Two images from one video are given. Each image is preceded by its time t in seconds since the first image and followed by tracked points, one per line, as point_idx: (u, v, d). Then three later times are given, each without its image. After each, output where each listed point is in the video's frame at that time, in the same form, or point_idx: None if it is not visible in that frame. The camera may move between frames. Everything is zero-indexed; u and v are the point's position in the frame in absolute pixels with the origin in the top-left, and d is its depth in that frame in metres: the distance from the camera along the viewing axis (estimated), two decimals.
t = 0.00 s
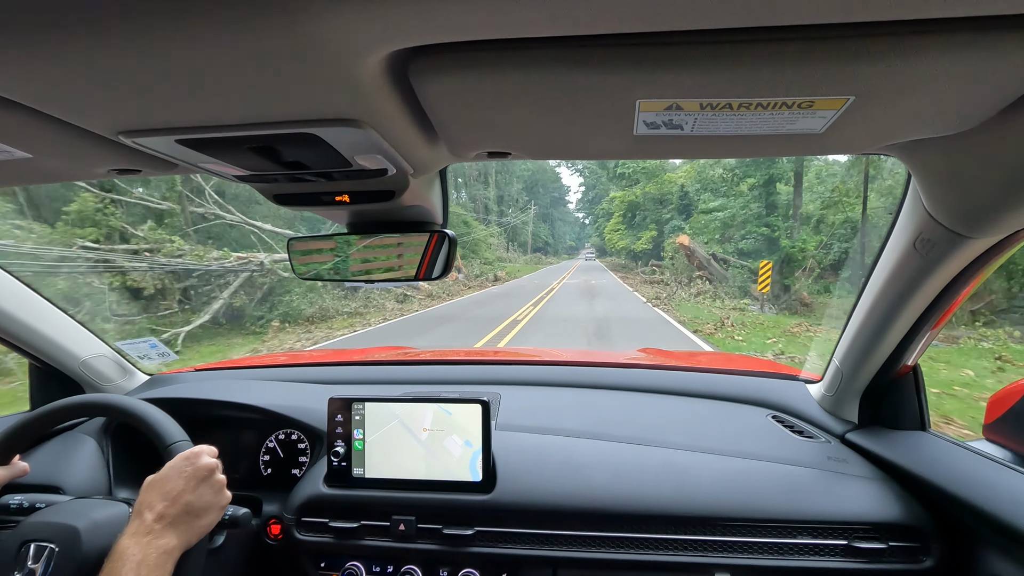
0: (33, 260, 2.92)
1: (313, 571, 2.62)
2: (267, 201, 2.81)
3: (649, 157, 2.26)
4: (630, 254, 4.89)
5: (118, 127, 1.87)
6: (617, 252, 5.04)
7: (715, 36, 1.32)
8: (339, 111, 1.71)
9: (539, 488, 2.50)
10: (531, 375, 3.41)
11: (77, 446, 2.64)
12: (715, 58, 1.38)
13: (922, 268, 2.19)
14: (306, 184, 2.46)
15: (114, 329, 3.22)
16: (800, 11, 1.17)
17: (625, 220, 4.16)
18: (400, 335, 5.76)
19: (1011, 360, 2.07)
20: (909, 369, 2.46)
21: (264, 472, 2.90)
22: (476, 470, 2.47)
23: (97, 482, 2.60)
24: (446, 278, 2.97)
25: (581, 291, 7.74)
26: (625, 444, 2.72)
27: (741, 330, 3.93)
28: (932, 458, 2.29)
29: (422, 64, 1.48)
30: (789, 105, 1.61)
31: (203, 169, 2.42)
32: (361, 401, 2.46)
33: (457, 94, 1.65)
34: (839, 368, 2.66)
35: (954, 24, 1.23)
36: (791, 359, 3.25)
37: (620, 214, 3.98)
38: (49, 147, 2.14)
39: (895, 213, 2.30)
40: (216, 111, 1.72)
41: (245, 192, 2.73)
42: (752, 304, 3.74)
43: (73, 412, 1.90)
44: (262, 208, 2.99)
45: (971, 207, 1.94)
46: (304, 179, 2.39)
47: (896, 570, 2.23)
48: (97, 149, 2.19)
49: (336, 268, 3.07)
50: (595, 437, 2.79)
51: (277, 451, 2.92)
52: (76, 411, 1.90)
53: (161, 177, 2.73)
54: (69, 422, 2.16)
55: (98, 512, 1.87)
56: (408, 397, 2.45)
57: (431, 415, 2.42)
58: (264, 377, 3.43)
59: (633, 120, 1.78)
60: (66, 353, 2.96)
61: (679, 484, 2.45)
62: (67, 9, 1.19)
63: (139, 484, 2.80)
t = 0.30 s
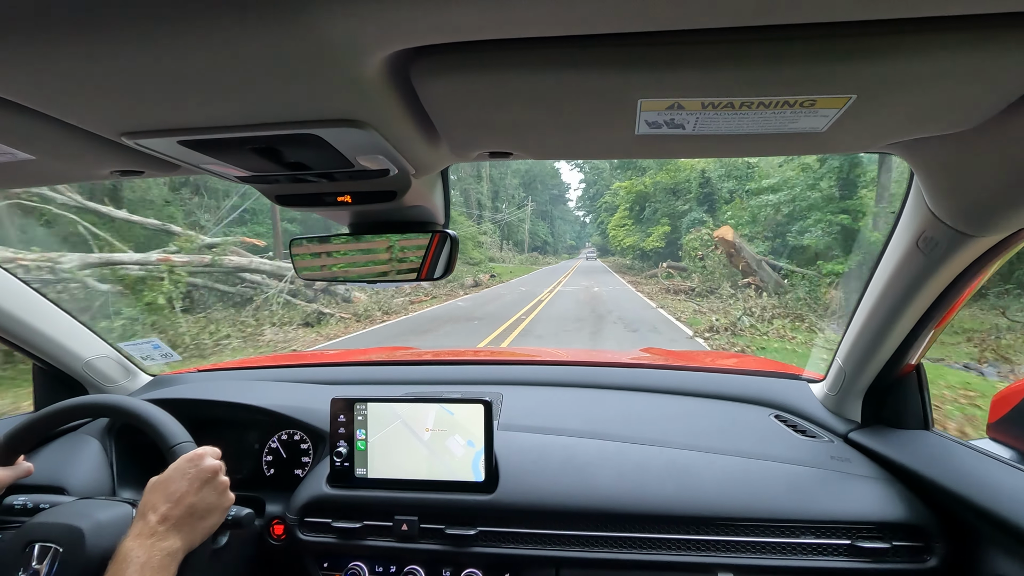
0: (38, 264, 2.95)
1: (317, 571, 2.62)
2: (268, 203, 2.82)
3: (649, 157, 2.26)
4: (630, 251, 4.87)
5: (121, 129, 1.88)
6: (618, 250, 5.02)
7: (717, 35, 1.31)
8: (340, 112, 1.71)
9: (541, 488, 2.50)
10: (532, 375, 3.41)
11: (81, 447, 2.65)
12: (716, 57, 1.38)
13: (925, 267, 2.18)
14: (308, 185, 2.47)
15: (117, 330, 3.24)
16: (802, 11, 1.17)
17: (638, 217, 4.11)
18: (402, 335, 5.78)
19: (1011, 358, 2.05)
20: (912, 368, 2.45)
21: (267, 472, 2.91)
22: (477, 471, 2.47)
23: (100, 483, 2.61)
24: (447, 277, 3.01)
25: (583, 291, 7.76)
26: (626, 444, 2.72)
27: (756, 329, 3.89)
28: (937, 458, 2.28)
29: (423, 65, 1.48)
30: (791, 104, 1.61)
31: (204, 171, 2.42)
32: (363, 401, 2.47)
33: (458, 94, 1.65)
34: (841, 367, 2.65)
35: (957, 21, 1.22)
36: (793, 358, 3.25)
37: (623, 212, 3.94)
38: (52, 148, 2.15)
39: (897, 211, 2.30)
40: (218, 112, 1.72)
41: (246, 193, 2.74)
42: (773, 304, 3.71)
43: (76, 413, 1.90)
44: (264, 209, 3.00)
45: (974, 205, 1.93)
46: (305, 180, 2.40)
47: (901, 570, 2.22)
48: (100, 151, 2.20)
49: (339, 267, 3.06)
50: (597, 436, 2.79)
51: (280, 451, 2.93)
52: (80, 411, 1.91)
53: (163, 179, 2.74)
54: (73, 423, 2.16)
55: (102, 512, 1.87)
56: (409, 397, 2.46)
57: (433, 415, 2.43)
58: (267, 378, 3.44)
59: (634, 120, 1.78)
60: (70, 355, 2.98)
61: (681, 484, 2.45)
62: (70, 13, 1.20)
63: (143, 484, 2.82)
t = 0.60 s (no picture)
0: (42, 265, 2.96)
1: (318, 572, 2.62)
2: (271, 204, 2.83)
3: (651, 158, 2.26)
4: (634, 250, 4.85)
5: (124, 130, 1.89)
6: (621, 247, 5.01)
7: (718, 38, 1.32)
8: (343, 113, 1.72)
9: (543, 489, 2.50)
10: (533, 376, 3.41)
11: (84, 448, 2.65)
12: (719, 59, 1.38)
13: (928, 268, 2.18)
14: (310, 186, 2.47)
15: (120, 331, 3.25)
16: (805, 12, 1.17)
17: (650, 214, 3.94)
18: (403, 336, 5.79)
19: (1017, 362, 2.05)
20: (914, 369, 2.45)
21: (269, 472, 2.92)
22: (479, 471, 2.47)
23: (103, 484, 2.61)
24: (450, 278, 2.99)
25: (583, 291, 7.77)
26: (628, 445, 2.72)
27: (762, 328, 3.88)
28: (940, 459, 2.27)
29: (426, 66, 1.48)
30: (793, 105, 1.61)
31: (207, 172, 2.43)
32: (365, 401, 2.48)
33: (461, 96, 1.65)
34: (844, 369, 2.64)
35: (961, 23, 1.22)
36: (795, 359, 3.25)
37: (628, 211, 3.90)
38: (55, 150, 2.16)
39: (899, 213, 2.30)
40: (221, 113, 1.73)
41: (249, 194, 2.75)
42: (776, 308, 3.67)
43: (80, 414, 1.91)
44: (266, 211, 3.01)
45: (976, 206, 1.93)
46: (308, 181, 2.41)
47: (903, 572, 2.22)
48: (103, 152, 2.20)
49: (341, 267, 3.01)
50: (599, 438, 2.79)
51: (282, 452, 2.94)
52: (83, 412, 1.92)
53: (166, 180, 2.74)
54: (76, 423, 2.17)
55: (106, 513, 1.87)
56: (411, 398, 2.46)
57: (435, 416, 2.43)
58: (269, 378, 3.45)
59: (635, 121, 1.79)
60: (73, 355, 2.99)
61: (683, 486, 2.44)
62: (76, 14, 1.21)
63: (146, 485, 2.82)
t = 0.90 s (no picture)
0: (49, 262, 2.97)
1: (319, 571, 2.62)
2: (273, 203, 2.83)
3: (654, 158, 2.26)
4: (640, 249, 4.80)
5: (128, 128, 1.89)
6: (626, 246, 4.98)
7: (723, 38, 1.31)
8: (346, 111, 1.72)
9: (544, 488, 2.50)
10: (534, 375, 3.41)
11: (86, 445, 2.66)
12: (722, 59, 1.38)
13: (931, 270, 2.17)
14: (312, 185, 2.47)
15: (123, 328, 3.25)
16: (809, 12, 1.17)
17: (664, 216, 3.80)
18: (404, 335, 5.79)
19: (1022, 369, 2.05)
20: (917, 371, 2.44)
21: (270, 471, 2.92)
22: (480, 471, 2.47)
23: (105, 482, 2.62)
24: (452, 277, 3.00)
25: (583, 290, 7.78)
26: (630, 445, 2.71)
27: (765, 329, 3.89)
28: (942, 461, 2.27)
29: (429, 65, 1.48)
30: (796, 105, 1.61)
31: (210, 170, 2.43)
32: (366, 400, 2.48)
33: (463, 95, 1.65)
34: (846, 370, 2.64)
35: (967, 23, 1.22)
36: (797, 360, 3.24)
37: (638, 212, 3.85)
38: (58, 147, 2.16)
39: (903, 214, 2.29)
40: (224, 111, 1.73)
41: (251, 193, 2.75)
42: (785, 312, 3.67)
43: (83, 411, 1.91)
44: (269, 210, 3.01)
45: (980, 208, 1.93)
46: (310, 180, 2.41)
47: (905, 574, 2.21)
48: (106, 150, 2.21)
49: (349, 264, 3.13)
50: (600, 438, 2.78)
51: (283, 450, 2.94)
52: (86, 410, 1.92)
53: (169, 178, 2.75)
54: (78, 421, 2.17)
55: (108, 511, 1.87)
56: (413, 398, 2.46)
57: (436, 415, 2.43)
58: (271, 377, 3.46)
59: (638, 121, 1.78)
60: (75, 352, 3.00)
61: (684, 486, 2.44)
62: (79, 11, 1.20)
63: (147, 482, 2.83)
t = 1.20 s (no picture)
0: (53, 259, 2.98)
1: (321, 569, 2.63)
2: (276, 201, 2.84)
3: (656, 158, 2.26)
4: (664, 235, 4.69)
5: (132, 125, 1.89)
6: (631, 241, 5.01)
7: (726, 37, 1.31)
8: (350, 110, 1.72)
9: (545, 488, 2.50)
10: (536, 375, 3.41)
11: (89, 441, 2.67)
12: (727, 58, 1.38)
13: (935, 271, 2.16)
14: (316, 183, 2.48)
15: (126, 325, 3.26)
16: (815, 11, 1.16)
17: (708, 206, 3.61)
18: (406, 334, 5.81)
19: None
20: (921, 372, 2.42)
21: (272, 468, 2.93)
22: (481, 469, 2.47)
23: (107, 478, 2.63)
24: (454, 276, 3.01)
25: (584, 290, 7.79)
26: (631, 445, 2.71)
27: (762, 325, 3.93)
28: (946, 463, 2.26)
29: (432, 64, 1.48)
30: (800, 106, 1.60)
31: (213, 168, 2.43)
32: (368, 398, 2.47)
33: (467, 94, 1.65)
34: (849, 371, 2.63)
35: (974, 22, 1.21)
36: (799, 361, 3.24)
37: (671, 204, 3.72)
38: (64, 145, 2.17)
39: (907, 214, 2.28)
40: (228, 109, 1.73)
41: (255, 191, 2.75)
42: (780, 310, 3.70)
43: (86, 408, 1.92)
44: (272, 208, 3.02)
45: (984, 210, 1.92)
46: (313, 178, 2.41)
47: None
48: (111, 147, 2.21)
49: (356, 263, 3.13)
50: (601, 437, 2.78)
51: (285, 448, 2.94)
52: (89, 406, 1.93)
53: (172, 176, 2.75)
54: (81, 417, 2.17)
55: (110, 506, 1.88)
56: (414, 396, 2.46)
57: (438, 414, 2.44)
58: (273, 374, 3.47)
59: (641, 121, 1.78)
60: (79, 349, 3.01)
61: (686, 486, 2.44)
62: (84, 8, 1.20)
63: (150, 479, 2.83)
